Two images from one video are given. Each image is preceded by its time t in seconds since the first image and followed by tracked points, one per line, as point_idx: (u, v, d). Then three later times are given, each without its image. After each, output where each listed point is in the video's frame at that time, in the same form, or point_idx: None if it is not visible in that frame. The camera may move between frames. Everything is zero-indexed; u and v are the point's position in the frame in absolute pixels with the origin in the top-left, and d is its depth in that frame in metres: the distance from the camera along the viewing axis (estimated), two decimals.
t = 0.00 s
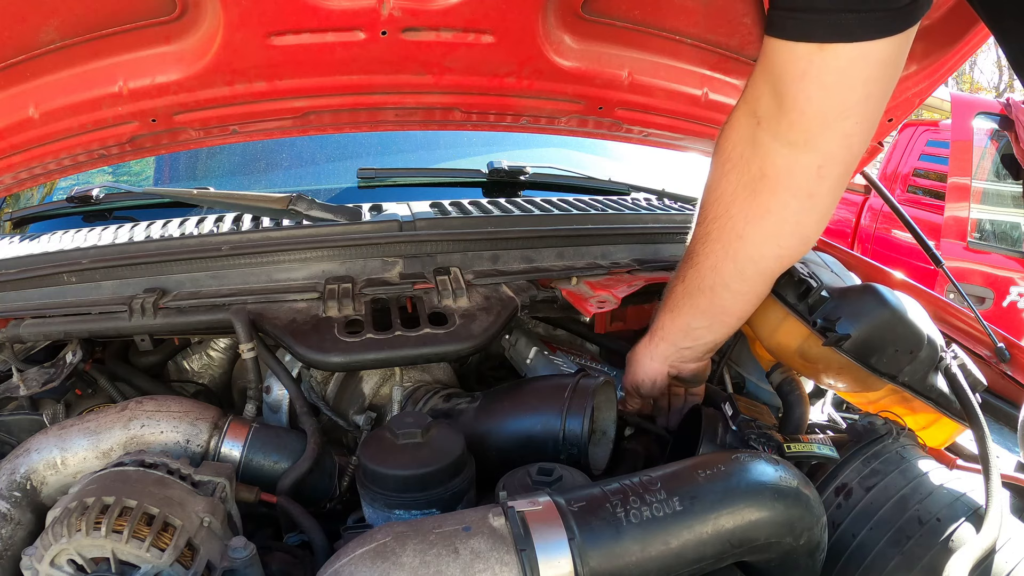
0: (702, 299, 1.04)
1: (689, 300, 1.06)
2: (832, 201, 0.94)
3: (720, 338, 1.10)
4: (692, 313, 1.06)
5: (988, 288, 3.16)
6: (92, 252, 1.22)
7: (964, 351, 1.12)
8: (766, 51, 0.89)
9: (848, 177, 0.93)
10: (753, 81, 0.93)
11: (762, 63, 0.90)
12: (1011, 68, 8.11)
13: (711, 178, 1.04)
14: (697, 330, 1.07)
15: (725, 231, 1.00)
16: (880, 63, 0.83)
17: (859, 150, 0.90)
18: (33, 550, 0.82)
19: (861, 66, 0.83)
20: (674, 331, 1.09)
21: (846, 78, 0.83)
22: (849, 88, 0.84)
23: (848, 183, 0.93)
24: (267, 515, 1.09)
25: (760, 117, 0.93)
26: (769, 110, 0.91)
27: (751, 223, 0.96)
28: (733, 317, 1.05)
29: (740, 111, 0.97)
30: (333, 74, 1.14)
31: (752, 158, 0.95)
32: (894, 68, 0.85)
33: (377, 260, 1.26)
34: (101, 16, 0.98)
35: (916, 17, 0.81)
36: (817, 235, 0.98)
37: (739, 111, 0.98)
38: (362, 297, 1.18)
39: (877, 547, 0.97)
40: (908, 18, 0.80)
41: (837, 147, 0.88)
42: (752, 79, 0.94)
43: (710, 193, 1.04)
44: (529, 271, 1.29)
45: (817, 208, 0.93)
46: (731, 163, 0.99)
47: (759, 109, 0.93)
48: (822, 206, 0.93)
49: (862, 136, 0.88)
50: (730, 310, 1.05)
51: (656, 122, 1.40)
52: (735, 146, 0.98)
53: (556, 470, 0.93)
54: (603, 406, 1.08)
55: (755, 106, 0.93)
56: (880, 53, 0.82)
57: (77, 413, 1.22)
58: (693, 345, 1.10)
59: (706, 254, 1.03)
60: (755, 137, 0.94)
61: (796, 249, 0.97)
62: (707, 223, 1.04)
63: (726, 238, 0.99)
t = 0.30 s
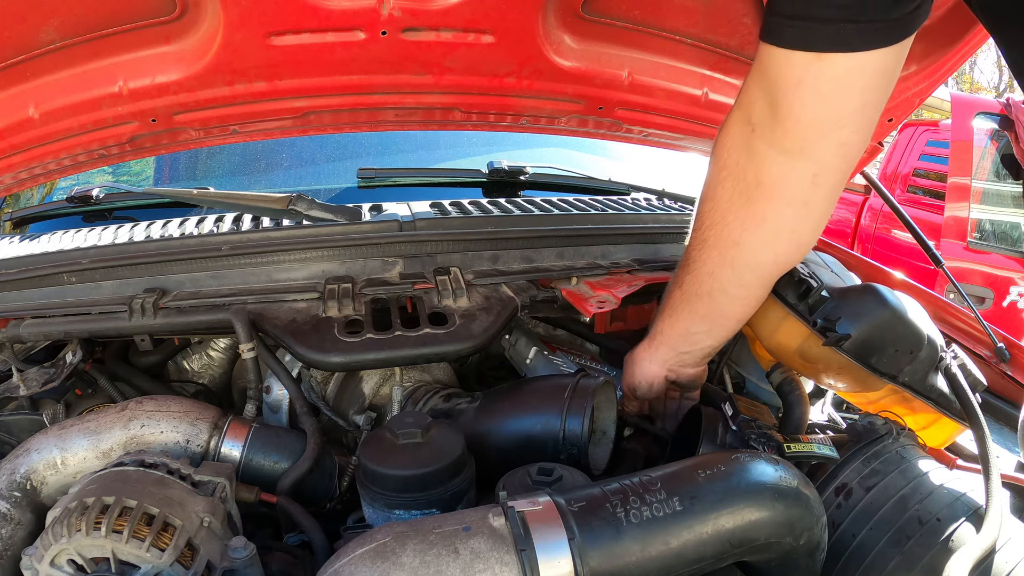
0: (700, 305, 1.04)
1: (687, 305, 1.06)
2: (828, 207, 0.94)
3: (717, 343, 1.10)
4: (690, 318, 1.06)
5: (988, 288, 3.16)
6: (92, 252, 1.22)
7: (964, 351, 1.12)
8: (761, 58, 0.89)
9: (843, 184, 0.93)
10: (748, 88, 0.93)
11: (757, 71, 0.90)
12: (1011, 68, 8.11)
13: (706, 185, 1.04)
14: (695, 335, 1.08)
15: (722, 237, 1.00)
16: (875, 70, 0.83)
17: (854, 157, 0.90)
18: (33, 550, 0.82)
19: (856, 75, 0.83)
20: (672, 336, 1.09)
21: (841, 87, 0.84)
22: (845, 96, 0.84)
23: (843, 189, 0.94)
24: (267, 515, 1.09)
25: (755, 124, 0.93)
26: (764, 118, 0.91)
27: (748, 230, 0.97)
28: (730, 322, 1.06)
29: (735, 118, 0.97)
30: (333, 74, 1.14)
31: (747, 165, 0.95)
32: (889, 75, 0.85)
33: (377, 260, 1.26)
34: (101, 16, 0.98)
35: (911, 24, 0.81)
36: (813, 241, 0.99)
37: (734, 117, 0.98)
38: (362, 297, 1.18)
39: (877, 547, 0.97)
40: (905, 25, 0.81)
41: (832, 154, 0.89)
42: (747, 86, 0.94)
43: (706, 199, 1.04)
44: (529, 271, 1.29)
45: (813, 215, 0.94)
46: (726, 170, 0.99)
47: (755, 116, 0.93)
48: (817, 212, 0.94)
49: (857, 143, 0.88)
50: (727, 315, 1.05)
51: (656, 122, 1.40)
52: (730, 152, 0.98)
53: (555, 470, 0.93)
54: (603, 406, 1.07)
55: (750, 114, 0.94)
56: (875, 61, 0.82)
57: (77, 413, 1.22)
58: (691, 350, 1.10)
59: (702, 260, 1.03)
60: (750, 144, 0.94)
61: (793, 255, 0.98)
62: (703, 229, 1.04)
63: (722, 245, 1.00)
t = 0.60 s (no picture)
0: (698, 288, 1.03)
1: (686, 290, 1.05)
2: (830, 195, 0.94)
3: (716, 330, 1.08)
4: (689, 303, 1.05)
5: (988, 288, 3.17)
6: (92, 252, 1.22)
7: (964, 350, 1.12)
8: (766, 44, 0.89)
9: (846, 172, 0.94)
10: (752, 75, 0.93)
11: (763, 56, 0.90)
12: (1011, 68, 8.12)
13: (708, 170, 1.03)
14: (693, 321, 1.06)
15: (723, 222, 0.99)
16: (879, 58, 0.84)
17: (857, 144, 0.91)
18: (33, 550, 0.82)
19: (861, 61, 0.83)
20: (670, 320, 1.07)
21: (847, 73, 0.84)
22: (850, 82, 0.85)
23: (845, 177, 0.94)
24: (267, 515, 1.09)
25: (759, 109, 0.93)
26: (769, 103, 0.91)
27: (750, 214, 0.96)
28: (729, 308, 1.04)
29: (738, 104, 0.97)
30: (333, 73, 1.14)
31: (751, 150, 0.94)
32: (894, 64, 0.85)
33: (377, 260, 1.26)
34: (101, 16, 0.98)
35: (915, 12, 0.82)
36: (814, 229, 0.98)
37: (738, 104, 0.97)
38: (362, 297, 1.18)
39: (877, 547, 0.97)
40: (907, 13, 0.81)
41: (836, 141, 0.89)
42: (751, 73, 0.94)
43: (707, 184, 1.03)
44: (529, 271, 1.29)
45: (816, 201, 0.94)
46: (729, 155, 0.98)
47: (759, 101, 0.92)
48: (820, 199, 0.93)
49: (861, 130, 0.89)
50: (726, 301, 1.04)
51: (656, 122, 1.40)
52: (733, 138, 0.97)
53: (556, 470, 0.93)
54: (603, 406, 1.07)
55: (754, 99, 0.93)
56: (879, 48, 0.83)
57: (77, 413, 1.22)
58: (689, 335, 1.08)
59: (703, 244, 1.02)
60: (754, 129, 0.93)
61: (794, 242, 0.97)
62: (704, 214, 1.03)
63: (724, 228, 0.99)
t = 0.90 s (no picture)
0: (684, 270, 1.03)
1: (674, 273, 1.04)
2: (821, 190, 0.94)
3: (701, 316, 1.07)
4: (675, 287, 1.04)
5: (988, 288, 3.17)
6: (92, 252, 1.22)
7: (964, 350, 1.12)
8: (767, 40, 0.89)
9: (838, 168, 0.94)
10: (752, 68, 0.93)
11: (763, 49, 0.90)
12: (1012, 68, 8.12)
13: (704, 158, 1.03)
14: (679, 306, 1.06)
15: (713, 207, 0.99)
16: (878, 57, 0.84)
17: (851, 142, 0.91)
18: (33, 550, 0.82)
19: (858, 60, 0.83)
20: (658, 299, 1.07)
21: (844, 71, 0.84)
22: (847, 79, 0.85)
23: (837, 174, 0.94)
24: (267, 515, 1.09)
25: (756, 100, 0.93)
26: (766, 94, 0.91)
27: (739, 202, 0.96)
28: (714, 296, 1.04)
29: (738, 94, 0.97)
30: (333, 73, 1.14)
31: (745, 140, 0.95)
32: (893, 65, 0.86)
33: (377, 260, 1.26)
34: (101, 16, 0.98)
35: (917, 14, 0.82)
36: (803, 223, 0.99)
37: (737, 95, 0.98)
38: (362, 297, 1.18)
39: (877, 547, 0.97)
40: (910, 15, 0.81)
41: (829, 136, 0.89)
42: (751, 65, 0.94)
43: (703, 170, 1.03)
44: (529, 271, 1.28)
45: (805, 195, 0.94)
46: (725, 144, 0.98)
47: (757, 93, 0.93)
48: (809, 192, 0.94)
49: (855, 128, 0.89)
50: (711, 288, 1.03)
51: (656, 122, 1.41)
52: (730, 127, 0.98)
53: (556, 470, 0.93)
54: (603, 406, 1.07)
55: (752, 89, 0.93)
56: (876, 48, 0.83)
57: (77, 413, 1.22)
58: (674, 317, 1.07)
59: (692, 228, 1.02)
60: (750, 120, 0.94)
61: (782, 235, 0.97)
62: (697, 199, 1.03)
63: (714, 214, 0.98)
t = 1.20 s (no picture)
0: (685, 278, 1.03)
1: (674, 281, 1.04)
2: (823, 199, 0.94)
3: (701, 324, 1.07)
4: (676, 296, 1.04)
5: (988, 288, 3.17)
6: (92, 252, 1.22)
7: (964, 350, 1.12)
8: (769, 48, 0.89)
9: (840, 177, 0.94)
10: (755, 76, 0.93)
11: (766, 58, 0.90)
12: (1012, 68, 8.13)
13: (706, 165, 1.03)
14: (680, 314, 1.06)
15: (715, 216, 0.99)
16: (881, 67, 0.84)
17: (854, 151, 0.91)
18: (33, 550, 0.82)
19: (861, 70, 0.83)
20: (656, 308, 1.07)
21: (847, 81, 0.84)
22: (850, 89, 0.85)
23: (839, 183, 0.94)
24: (267, 515, 1.09)
25: (759, 109, 0.93)
26: (769, 103, 0.91)
27: (742, 211, 0.96)
28: (716, 303, 1.04)
29: (740, 101, 0.97)
30: (333, 73, 1.14)
31: (748, 149, 0.95)
32: (896, 75, 0.86)
33: (377, 260, 1.26)
34: (102, 16, 0.98)
35: (920, 24, 0.82)
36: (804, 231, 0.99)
37: (739, 103, 0.97)
38: (362, 297, 1.18)
39: (877, 547, 0.97)
40: (912, 24, 0.81)
41: (832, 146, 0.89)
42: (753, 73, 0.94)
43: (704, 178, 1.03)
44: (529, 271, 1.28)
45: (808, 204, 0.94)
46: (727, 152, 0.98)
47: (759, 101, 0.93)
48: (812, 201, 0.94)
49: (858, 137, 0.89)
50: (713, 296, 1.03)
51: (656, 122, 1.40)
52: (732, 135, 0.98)
53: (555, 470, 0.93)
54: (603, 406, 1.07)
55: (755, 98, 0.93)
56: (879, 57, 0.83)
57: (77, 413, 1.22)
58: (674, 324, 1.07)
59: (693, 236, 1.02)
60: (753, 129, 0.94)
61: (784, 244, 0.97)
62: (698, 207, 1.03)
63: (716, 222, 0.98)
